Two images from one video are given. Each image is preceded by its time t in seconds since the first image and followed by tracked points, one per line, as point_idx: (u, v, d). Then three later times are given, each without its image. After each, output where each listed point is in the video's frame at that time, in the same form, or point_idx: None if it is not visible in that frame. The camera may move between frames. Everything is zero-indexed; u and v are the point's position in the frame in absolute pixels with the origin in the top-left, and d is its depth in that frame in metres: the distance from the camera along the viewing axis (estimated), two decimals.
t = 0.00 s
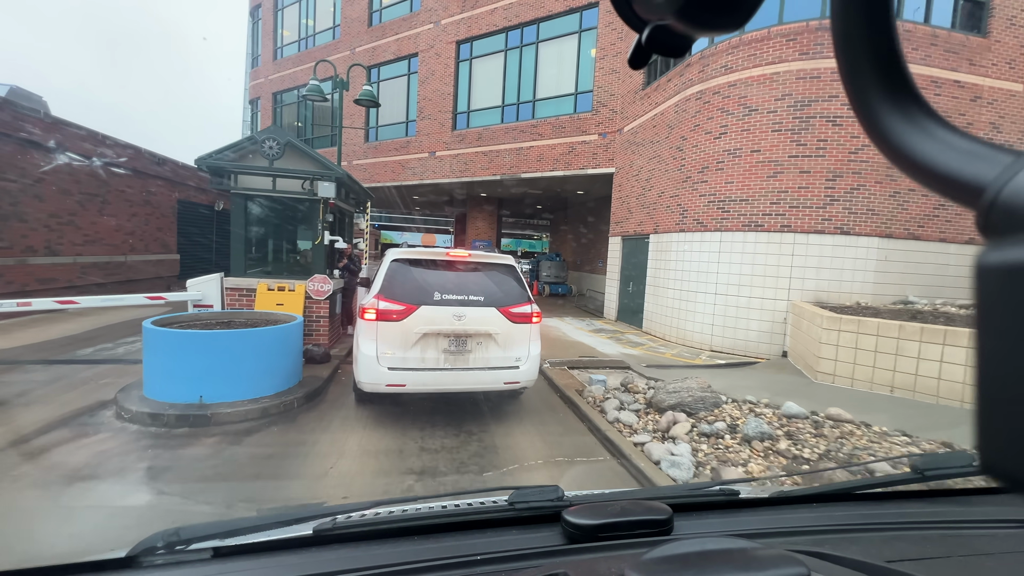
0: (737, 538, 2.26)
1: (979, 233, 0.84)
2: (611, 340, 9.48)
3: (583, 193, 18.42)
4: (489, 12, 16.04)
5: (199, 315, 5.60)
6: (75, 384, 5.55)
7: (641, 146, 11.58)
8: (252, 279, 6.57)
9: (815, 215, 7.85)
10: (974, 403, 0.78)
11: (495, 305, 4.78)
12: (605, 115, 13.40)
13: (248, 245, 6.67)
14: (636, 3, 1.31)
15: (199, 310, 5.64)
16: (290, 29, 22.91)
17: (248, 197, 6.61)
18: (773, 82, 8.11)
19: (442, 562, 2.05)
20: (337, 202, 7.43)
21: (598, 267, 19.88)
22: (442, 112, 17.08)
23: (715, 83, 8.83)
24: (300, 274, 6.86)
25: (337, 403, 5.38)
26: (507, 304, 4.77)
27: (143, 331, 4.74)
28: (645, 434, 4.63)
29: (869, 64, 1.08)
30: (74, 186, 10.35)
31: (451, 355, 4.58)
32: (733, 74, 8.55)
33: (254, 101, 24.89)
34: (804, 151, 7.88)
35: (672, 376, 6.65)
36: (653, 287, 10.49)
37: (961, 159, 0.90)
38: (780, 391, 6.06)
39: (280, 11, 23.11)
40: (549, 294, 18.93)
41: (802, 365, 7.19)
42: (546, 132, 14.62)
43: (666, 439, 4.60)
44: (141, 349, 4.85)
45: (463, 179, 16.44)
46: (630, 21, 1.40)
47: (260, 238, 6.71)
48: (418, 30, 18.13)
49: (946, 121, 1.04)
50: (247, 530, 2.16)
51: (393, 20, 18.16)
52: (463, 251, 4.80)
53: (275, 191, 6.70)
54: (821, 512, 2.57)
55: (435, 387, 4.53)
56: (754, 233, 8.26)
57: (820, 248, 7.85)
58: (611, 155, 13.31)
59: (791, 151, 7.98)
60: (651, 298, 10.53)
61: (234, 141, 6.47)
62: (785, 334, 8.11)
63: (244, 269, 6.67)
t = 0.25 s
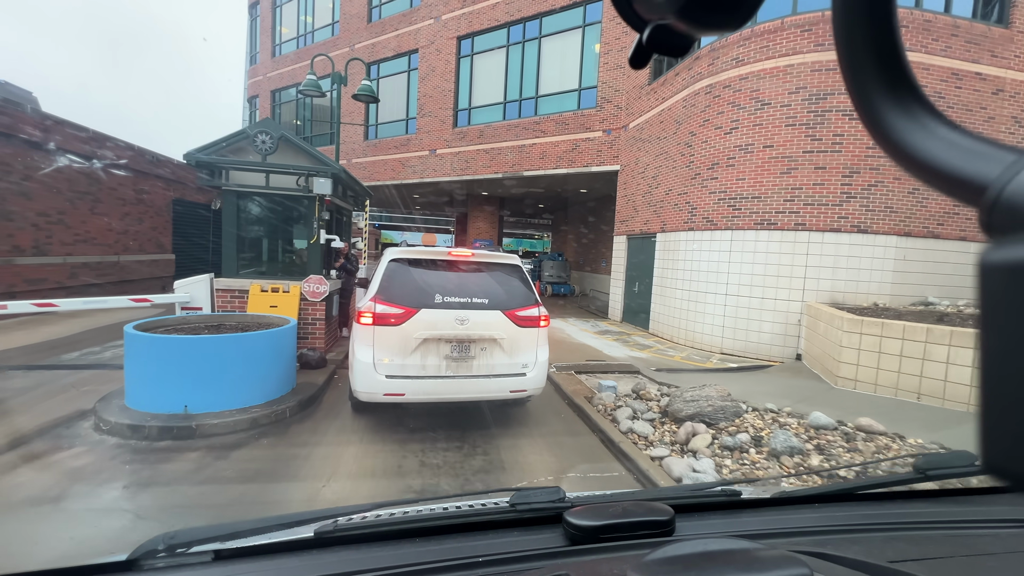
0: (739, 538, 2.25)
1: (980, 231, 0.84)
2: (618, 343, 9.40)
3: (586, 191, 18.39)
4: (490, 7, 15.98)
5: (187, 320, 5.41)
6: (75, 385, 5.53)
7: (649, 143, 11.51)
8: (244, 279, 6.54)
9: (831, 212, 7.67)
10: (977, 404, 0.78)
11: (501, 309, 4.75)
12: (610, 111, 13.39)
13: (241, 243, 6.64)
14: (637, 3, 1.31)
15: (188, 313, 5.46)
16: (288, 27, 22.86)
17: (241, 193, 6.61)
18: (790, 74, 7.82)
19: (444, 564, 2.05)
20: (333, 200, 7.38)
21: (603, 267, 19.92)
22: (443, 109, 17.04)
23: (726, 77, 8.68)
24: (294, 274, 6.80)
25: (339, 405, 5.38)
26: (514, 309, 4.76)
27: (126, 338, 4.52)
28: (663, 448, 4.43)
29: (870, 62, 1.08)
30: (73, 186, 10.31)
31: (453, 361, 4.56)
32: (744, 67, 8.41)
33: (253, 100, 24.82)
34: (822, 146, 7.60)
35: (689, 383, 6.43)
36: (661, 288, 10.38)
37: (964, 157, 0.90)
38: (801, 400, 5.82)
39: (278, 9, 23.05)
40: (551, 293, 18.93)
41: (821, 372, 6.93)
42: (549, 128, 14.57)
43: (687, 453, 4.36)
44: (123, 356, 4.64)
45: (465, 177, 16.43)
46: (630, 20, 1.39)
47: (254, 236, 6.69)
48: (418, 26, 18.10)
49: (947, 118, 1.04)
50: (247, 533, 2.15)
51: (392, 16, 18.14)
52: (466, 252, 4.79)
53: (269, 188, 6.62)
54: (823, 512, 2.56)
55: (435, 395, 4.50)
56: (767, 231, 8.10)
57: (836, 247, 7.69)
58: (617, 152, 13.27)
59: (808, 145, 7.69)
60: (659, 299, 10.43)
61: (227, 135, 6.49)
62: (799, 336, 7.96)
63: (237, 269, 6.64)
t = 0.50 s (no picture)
0: (740, 537, 2.25)
1: (981, 230, 0.84)
2: (625, 345, 9.32)
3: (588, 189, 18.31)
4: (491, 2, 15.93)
5: (177, 324, 5.26)
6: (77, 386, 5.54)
7: (655, 140, 11.43)
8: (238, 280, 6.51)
9: (847, 210, 7.50)
10: (980, 404, 0.78)
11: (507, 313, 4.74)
12: (614, 107, 13.31)
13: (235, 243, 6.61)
14: (637, 3, 1.30)
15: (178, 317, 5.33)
16: (287, 24, 22.82)
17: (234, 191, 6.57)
18: (802, 67, 7.70)
19: (445, 564, 2.05)
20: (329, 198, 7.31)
21: (607, 267, 19.85)
22: (444, 106, 16.97)
23: (737, 70, 8.49)
24: (290, 275, 6.79)
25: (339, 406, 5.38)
26: (520, 312, 4.75)
27: (107, 343, 4.33)
28: (683, 462, 4.20)
29: (869, 61, 1.08)
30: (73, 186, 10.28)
31: (457, 368, 4.53)
32: (755, 59, 8.21)
33: (251, 98, 24.73)
34: (837, 142, 7.43)
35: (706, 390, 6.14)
36: (669, 289, 10.28)
37: (963, 155, 0.90)
38: (826, 408, 5.50)
39: (277, 6, 23.01)
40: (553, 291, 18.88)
41: (839, 376, 6.63)
42: (551, 124, 14.53)
43: (707, 468, 4.10)
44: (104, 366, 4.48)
45: (466, 175, 16.42)
46: (631, 20, 1.39)
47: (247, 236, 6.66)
48: (418, 22, 18.06)
49: (947, 117, 1.04)
50: (249, 533, 2.16)
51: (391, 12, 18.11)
52: (469, 252, 4.79)
53: (263, 184, 6.56)
54: (824, 510, 2.56)
55: (435, 404, 4.45)
56: (780, 230, 7.94)
57: (852, 246, 7.50)
58: (621, 149, 13.22)
59: (821, 141, 7.55)
60: (666, 300, 10.32)
61: (219, 130, 6.42)
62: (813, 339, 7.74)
63: (230, 269, 6.60)
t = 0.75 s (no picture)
0: (740, 537, 2.25)
1: (981, 230, 0.84)
2: (631, 347, 9.31)
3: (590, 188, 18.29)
4: None
5: (167, 327, 5.07)
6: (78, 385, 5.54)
7: (659, 136, 11.38)
8: (232, 280, 6.50)
9: (859, 208, 7.32)
10: (980, 405, 0.78)
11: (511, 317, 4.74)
12: (617, 104, 13.28)
13: (230, 242, 6.60)
14: (637, 3, 1.30)
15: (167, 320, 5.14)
16: (286, 22, 22.79)
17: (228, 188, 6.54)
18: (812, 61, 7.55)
19: (445, 564, 2.05)
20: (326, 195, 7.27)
21: (609, 266, 19.83)
22: (445, 104, 16.97)
23: (746, 65, 8.41)
24: (286, 276, 6.77)
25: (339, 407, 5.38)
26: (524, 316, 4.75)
27: (90, 348, 4.05)
28: (696, 474, 3.94)
29: (869, 61, 1.08)
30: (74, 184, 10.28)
31: (457, 376, 4.52)
32: (765, 54, 8.12)
33: (250, 96, 24.70)
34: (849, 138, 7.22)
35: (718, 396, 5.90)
36: (674, 288, 10.28)
37: (964, 156, 0.89)
38: (844, 413, 5.16)
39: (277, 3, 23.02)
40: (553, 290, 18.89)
41: (853, 380, 6.34)
42: (554, 122, 14.52)
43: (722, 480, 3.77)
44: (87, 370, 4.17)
45: (467, 173, 16.43)
46: (631, 19, 1.39)
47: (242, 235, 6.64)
48: (418, 19, 18.06)
49: (947, 118, 1.04)
50: (249, 532, 2.16)
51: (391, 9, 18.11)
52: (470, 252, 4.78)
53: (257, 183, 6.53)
54: (824, 511, 2.56)
55: (434, 414, 4.43)
56: (790, 229, 7.86)
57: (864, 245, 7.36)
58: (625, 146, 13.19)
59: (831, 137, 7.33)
60: (672, 300, 10.32)
61: (211, 126, 6.34)
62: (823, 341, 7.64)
63: (225, 269, 6.57)
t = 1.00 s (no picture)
0: (740, 537, 2.25)
1: (981, 230, 0.84)
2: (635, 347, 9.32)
3: (591, 187, 18.27)
4: None
5: (160, 330, 5.05)
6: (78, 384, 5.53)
7: (662, 134, 11.36)
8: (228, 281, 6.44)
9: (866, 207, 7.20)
10: (981, 404, 0.78)
11: (511, 317, 4.74)
12: (621, 102, 13.24)
13: (226, 242, 6.55)
14: (638, 2, 1.31)
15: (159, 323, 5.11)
16: (286, 20, 22.81)
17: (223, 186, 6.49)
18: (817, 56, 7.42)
19: (445, 563, 2.05)
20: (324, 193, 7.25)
21: (611, 266, 19.81)
22: (445, 102, 16.96)
23: (752, 61, 8.33)
24: (284, 276, 6.73)
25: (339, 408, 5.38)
26: (524, 316, 4.76)
27: (79, 352, 4.00)
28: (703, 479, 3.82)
29: (870, 62, 1.08)
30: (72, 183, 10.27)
31: (457, 377, 4.52)
32: (771, 49, 8.00)
33: (250, 96, 24.67)
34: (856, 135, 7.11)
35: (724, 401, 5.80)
36: (677, 288, 10.29)
37: (965, 156, 0.89)
38: (855, 418, 4.99)
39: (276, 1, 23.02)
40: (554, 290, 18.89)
41: (863, 382, 6.19)
42: (556, 120, 14.52)
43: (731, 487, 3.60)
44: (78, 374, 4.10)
45: (468, 172, 16.43)
46: (631, 19, 1.39)
47: (239, 234, 6.60)
48: (418, 17, 18.05)
49: (946, 118, 1.04)
50: (249, 532, 2.16)
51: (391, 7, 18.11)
52: (470, 252, 4.79)
53: (253, 181, 6.50)
54: (824, 511, 2.56)
55: (433, 415, 4.43)
56: (797, 228, 7.82)
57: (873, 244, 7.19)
58: (628, 145, 13.18)
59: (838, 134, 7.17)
60: (675, 300, 10.32)
61: (207, 123, 6.29)
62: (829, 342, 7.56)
63: (220, 269, 6.51)
